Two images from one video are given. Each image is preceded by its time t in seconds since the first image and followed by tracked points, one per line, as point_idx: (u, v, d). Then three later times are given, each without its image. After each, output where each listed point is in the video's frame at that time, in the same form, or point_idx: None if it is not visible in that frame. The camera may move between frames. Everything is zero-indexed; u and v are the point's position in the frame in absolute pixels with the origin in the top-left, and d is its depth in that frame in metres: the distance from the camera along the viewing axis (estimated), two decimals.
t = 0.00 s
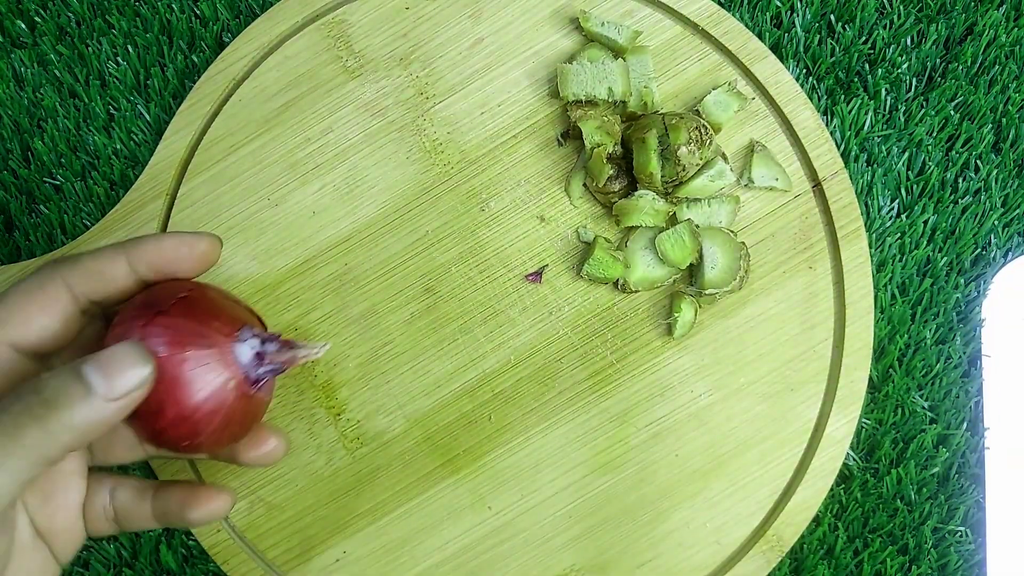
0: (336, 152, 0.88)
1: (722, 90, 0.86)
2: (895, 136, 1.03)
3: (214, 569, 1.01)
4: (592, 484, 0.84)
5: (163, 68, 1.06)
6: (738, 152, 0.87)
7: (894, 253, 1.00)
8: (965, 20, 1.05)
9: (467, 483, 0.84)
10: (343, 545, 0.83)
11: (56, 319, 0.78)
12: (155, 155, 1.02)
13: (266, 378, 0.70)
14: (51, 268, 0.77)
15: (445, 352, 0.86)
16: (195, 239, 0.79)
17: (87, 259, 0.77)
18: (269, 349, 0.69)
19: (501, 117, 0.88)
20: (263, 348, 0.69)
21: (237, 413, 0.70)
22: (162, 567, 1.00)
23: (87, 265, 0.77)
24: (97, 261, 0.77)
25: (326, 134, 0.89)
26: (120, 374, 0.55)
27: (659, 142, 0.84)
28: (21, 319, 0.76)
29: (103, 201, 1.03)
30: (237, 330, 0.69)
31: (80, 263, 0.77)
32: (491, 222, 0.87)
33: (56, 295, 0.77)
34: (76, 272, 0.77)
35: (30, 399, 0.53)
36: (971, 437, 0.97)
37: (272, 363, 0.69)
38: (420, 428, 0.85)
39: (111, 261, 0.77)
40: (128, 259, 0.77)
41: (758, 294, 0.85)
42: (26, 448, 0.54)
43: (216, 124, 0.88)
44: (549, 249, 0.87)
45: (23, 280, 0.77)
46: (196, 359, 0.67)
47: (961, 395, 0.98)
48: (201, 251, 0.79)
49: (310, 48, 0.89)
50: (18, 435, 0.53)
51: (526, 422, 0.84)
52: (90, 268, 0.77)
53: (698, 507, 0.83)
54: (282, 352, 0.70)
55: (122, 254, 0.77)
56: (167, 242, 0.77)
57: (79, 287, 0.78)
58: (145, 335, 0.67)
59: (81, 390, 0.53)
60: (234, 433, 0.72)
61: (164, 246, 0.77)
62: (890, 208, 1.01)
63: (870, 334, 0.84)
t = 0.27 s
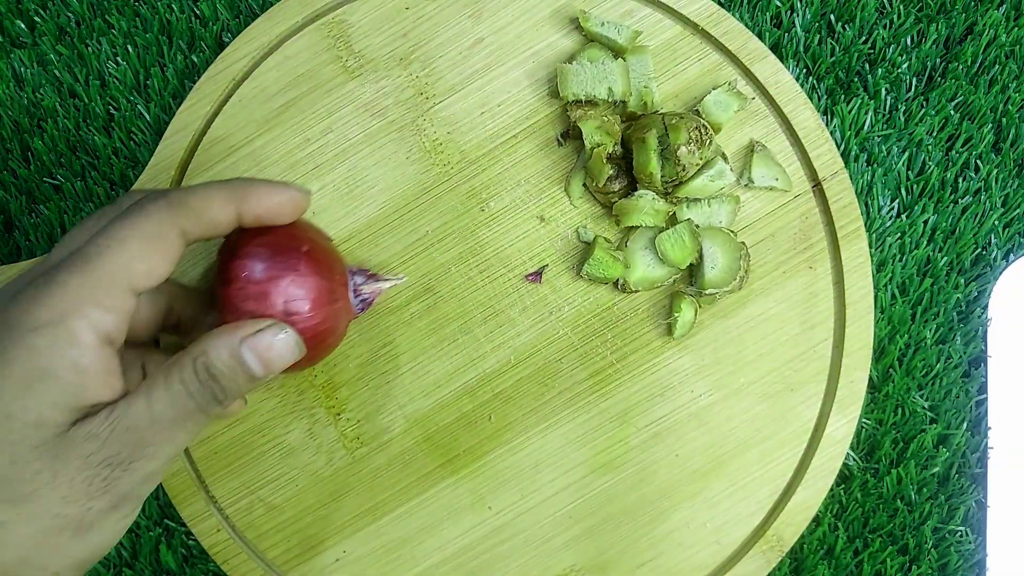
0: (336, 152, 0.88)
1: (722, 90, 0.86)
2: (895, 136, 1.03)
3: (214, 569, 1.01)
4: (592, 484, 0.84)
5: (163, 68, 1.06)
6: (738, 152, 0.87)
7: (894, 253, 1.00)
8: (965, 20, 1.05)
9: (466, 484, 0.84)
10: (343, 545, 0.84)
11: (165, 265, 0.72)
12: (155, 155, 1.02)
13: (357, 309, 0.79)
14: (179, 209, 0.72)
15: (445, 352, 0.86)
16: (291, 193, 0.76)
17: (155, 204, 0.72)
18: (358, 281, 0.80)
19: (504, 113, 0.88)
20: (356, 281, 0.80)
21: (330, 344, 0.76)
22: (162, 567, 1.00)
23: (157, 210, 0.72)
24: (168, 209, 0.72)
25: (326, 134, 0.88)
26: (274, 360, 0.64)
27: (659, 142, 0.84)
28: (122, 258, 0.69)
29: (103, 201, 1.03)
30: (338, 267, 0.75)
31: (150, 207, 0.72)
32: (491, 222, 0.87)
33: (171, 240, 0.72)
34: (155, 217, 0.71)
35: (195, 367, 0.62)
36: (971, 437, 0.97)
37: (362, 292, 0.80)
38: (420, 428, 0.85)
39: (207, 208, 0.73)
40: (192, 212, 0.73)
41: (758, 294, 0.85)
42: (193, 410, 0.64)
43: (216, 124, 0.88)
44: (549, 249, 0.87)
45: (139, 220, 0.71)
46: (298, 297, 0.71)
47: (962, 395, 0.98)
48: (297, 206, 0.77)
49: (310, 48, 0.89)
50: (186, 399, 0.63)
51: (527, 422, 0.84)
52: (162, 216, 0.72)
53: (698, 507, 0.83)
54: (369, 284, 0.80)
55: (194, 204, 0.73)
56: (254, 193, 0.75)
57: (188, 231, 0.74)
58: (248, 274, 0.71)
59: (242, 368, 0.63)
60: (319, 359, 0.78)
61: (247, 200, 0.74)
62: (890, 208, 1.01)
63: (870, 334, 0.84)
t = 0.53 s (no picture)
0: (336, 152, 0.88)
1: (722, 90, 0.86)
2: (895, 136, 1.03)
3: (214, 568, 1.01)
4: (592, 484, 0.84)
5: (163, 68, 1.06)
6: (737, 152, 0.87)
7: (894, 253, 1.00)
8: (965, 20, 1.05)
9: (466, 483, 0.84)
10: (342, 544, 0.84)
11: (179, 225, 0.73)
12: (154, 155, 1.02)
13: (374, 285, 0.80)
14: (199, 175, 0.73)
15: (445, 352, 0.86)
16: (306, 167, 0.77)
17: (179, 167, 0.73)
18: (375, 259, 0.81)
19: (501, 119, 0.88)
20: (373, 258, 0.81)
21: (347, 318, 0.77)
22: (162, 567, 1.00)
23: (181, 173, 0.73)
24: (191, 174, 0.73)
25: (326, 134, 0.88)
26: (289, 343, 0.68)
27: (659, 142, 0.84)
28: (141, 211, 0.71)
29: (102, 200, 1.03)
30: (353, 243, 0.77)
31: (174, 171, 0.73)
32: (490, 222, 0.87)
33: (191, 201, 0.73)
34: (179, 180, 0.72)
35: (215, 333, 0.66)
36: (971, 437, 0.97)
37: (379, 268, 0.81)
38: (420, 428, 0.85)
39: (230, 176, 0.74)
40: (212, 179, 0.74)
41: (758, 294, 0.85)
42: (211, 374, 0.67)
43: (216, 124, 0.88)
44: (549, 249, 0.87)
45: (160, 178, 0.72)
46: (314, 268, 0.73)
47: (962, 395, 0.98)
48: (311, 178, 0.78)
49: (310, 48, 0.89)
50: (205, 364, 0.66)
51: (526, 422, 0.84)
52: (184, 181, 0.73)
53: (697, 507, 0.83)
54: (386, 256, 0.85)
55: (218, 172, 0.74)
56: (274, 164, 0.76)
57: (210, 197, 0.75)
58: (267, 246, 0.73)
59: (257, 343, 0.67)
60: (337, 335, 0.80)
61: (267, 173, 0.75)
62: (890, 208, 1.01)
63: (870, 335, 0.84)
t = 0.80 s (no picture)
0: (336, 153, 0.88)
1: (722, 90, 0.86)
2: (895, 136, 1.03)
3: (214, 569, 1.01)
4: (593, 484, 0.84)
5: (163, 68, 1.06)
6: (737, 152, 0.87)
7: (894, 253, 1.00)
8: (965, 20, 1.05)
9: (466, 484, 0.84)
10: (343, 544, 0.84)
11: (198, 214, 0.71)
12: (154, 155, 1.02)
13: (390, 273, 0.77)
14: (215, 164, 0.72)
15: (445, 352, 0.86)
16: (315, 152, 0.77)
17: (193, 158, 0.72)
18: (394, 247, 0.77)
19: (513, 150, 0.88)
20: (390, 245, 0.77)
21: (361, 306, 0.75)
22: (162, 568, 1.00)
23: (197, 163, 0.72)
24: (207, 162, 0.72)
25: (326, 134, 0.88)
26: (295, 328, 0.66)
27: (659, 142, 0.83)
28: (158, 200, 0.69)
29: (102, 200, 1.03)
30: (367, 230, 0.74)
31: (191, 161, 0.72)
32: (491, 222, 0.87)
33: (208, 189, 0.71)
34: (195, 169, 0.71)
35: (221, 320, 0.64)
36: (971, 437, 0.97)
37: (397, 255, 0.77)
38: (420, 428, 0.85)
39: (245, 163, 0.73)
40: (228, 167, 0.73)
41: (758, 294, 0.85)
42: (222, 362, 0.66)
43: (216, 124, 0.88)
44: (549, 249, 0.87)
45: (175, 168, 0.71)
46: (327, 256, 0.71)
47: (961, 395, 0.98)
48: (319, 161, 0.77)
49: (310, 48, 0.89)
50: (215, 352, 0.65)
51: (527, 422, 0.84)
52: (200, 169, 0.71)
53: (697, 507, 0.83)
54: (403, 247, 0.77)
55: (233, 161, 0.73)
56: (288, 150, 0.75)
57: (227, 187, 0.73)
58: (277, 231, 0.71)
59: (263, 328, 0.65)
60: (348, 323, 0.77)
61: (279, 156, 0.74)
62: (890, 208, 1.01)
63: (870, 335, 0.84)
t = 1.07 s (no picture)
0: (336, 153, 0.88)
1: (722, 89, 0.86)
2: (895, 136, 1.03)
3: (214, 569, 1.01)
4: (592, 483, 0.84)
5: (163, 67, 1.06)
6: (737, 152, 0.87)
7: (894, 253, 1.00)
8: (965, 20, 1.05)
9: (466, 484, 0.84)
10: (343, 544, 0.84)
11: (213, 209, 0.71)
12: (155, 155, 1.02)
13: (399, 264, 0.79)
14: (228, 158, 0.72)
15: (445, 352, 0.85)
16: (320, 147, 0.78)
17: (204, 153, 0.72)
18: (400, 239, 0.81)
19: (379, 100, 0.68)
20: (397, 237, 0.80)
21: (366, 298, 0.76)
22: (162, 567, 1.00)
23: (209, 157, 0.71)
24: (219, 156, 0.72)
25: (326, 134, 0.88)
26: (307, 321, 0.67)
27: (659, 142, 0.83)
28: (174, 194, 0.68)
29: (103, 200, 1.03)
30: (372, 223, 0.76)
31: (202, 155, 0.71)
32: (490, 222, 0.87)
33: (221, 183, 0.71)
34: (208, 163, 0.71)
35: (234, 316, 0.65)
36: (970, 437, 0.97)
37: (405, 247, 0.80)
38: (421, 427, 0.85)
39: (255, 157, 0.73)
40: (240, 161, 0.72)
41: (758, 293, 0.85)
42: (235, 359, 0.66)
43: (216, 123, 0.88)
44: (548, 249, 0.87)
45: (188, 161, 0.70)
46: (330, 250, 0.72)
47: (961, 395, 0.98)
48: (323, 156, 0.78)
49: (310, 48, 0.89)
50: (228, 348, 0.65)
51: (526, 422, 0.84)
52: (212, 163, 0.71)
53: (697, 507, 0.83)
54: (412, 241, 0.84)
55: (245, 155, 0.73)
56: (295, 146, 0.76)
57: (238, 180, 0.73)
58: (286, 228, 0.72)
59: (276, 322, 0.66)
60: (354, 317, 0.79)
61: (286, 151, 0.75)
62: (890, 208, 1.01)
63: (870, 334, 0.84)
